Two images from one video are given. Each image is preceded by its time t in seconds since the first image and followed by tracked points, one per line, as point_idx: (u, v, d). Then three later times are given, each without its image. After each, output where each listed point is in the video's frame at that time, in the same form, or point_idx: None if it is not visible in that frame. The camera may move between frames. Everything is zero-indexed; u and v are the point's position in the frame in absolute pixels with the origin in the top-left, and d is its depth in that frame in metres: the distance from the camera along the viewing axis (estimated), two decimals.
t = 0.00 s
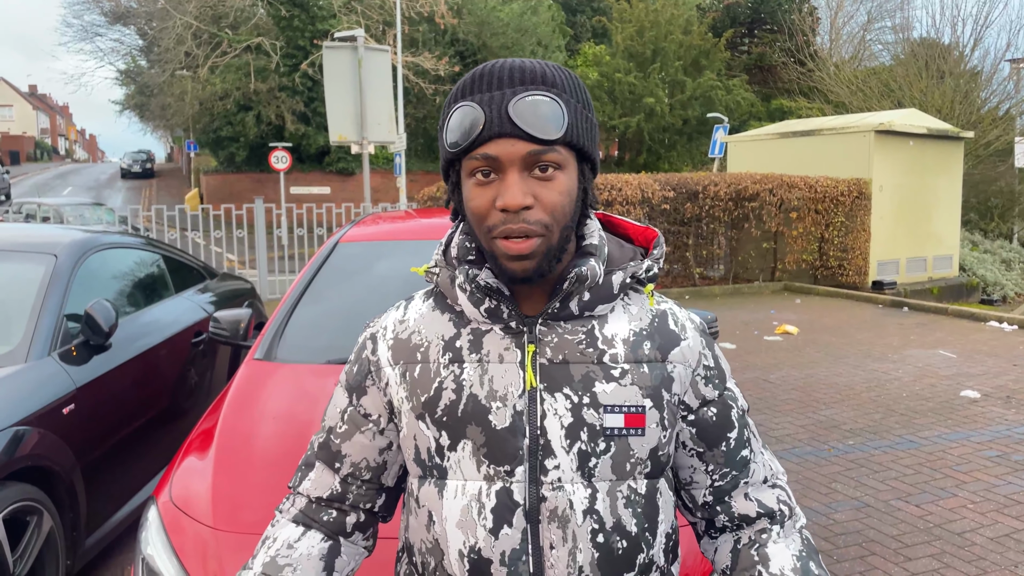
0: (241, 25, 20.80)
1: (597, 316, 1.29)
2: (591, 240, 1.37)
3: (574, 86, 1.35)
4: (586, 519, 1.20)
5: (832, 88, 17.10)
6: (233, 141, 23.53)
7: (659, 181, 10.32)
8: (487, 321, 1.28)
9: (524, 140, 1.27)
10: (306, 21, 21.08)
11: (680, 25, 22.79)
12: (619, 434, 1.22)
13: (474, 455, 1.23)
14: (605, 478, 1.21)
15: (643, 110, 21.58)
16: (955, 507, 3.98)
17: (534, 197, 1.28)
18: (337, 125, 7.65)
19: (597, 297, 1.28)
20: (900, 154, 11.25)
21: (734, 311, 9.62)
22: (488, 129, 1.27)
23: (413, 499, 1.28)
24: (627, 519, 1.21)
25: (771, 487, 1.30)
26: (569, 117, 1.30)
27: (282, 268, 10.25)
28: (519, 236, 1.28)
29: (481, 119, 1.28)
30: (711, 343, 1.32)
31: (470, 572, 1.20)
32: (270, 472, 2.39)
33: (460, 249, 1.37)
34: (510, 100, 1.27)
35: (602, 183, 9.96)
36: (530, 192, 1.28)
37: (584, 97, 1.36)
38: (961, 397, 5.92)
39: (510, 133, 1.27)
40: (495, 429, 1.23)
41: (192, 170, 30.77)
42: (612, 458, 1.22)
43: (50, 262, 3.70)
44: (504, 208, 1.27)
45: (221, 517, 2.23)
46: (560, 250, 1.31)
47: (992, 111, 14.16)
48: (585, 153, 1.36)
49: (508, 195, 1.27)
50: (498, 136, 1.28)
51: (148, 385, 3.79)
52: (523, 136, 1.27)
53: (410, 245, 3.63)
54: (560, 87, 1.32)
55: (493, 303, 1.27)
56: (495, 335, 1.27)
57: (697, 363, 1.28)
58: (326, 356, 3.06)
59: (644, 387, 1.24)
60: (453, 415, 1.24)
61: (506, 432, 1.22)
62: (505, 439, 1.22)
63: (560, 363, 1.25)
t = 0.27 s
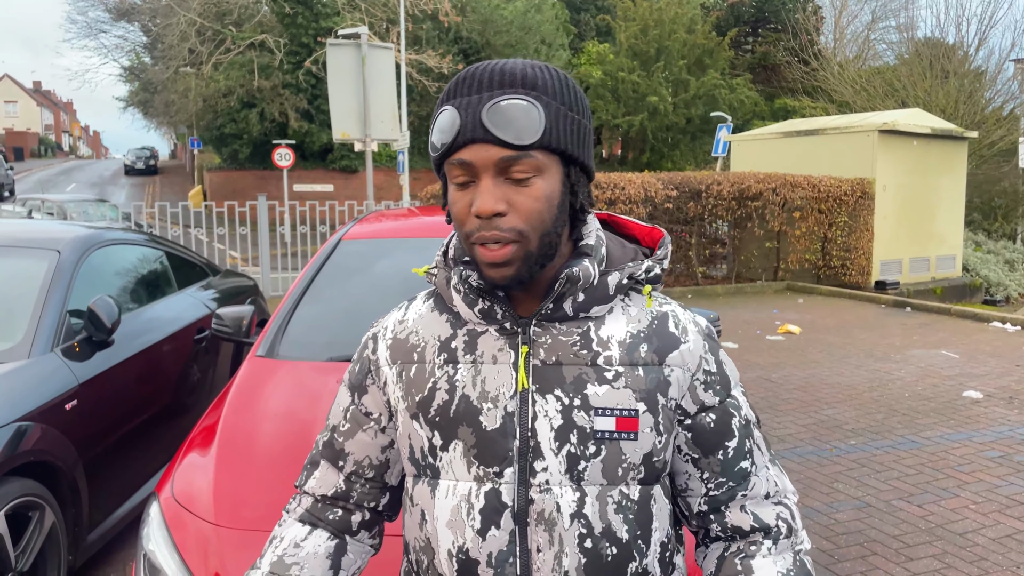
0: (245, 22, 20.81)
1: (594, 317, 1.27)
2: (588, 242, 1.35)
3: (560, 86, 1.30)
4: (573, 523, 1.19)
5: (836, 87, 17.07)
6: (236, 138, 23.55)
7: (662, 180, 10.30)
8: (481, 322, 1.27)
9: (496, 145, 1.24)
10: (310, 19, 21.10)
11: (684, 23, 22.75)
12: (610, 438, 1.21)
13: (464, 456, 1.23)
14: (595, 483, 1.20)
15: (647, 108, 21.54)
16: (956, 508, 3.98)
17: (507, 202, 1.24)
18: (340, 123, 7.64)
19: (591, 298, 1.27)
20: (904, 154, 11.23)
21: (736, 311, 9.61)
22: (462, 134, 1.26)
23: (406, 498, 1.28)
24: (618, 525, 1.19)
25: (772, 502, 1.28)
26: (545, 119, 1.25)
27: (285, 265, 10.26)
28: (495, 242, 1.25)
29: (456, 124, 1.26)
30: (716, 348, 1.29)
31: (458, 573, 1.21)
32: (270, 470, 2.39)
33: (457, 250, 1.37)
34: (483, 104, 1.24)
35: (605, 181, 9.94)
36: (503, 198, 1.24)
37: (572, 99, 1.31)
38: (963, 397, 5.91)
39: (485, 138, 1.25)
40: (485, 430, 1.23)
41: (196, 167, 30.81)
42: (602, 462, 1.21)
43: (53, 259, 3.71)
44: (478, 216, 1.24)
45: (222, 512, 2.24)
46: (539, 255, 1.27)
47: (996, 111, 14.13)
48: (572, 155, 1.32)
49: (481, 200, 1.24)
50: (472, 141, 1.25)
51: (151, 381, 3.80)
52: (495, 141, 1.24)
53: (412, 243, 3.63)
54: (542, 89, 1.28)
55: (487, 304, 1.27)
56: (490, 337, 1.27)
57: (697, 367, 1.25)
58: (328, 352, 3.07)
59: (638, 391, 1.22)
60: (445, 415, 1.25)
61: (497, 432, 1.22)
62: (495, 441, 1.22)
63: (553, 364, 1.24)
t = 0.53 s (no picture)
0: (250, 20, 20.85)
1: (604, 329, 1.18)
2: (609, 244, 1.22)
3: (521, 88, 1.19)
4: (547, 540, 1.15)
5: (840, 88, 17.04)
6: (240, 136, 23.59)
7: (665, 180, 10.26)
8: (507, 321, 1.29)
9: (449, 152, 1.26)
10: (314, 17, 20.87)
11: (689, 24, 22.73)
12: (590, 459, 1.13)
13: (472, 450, 1.27)
14: (576, 503, 1.14)
15: (651, 109, 21.51)
16: (958, 510, 3.97)
17: (455, 207, 1.26)
18: (344, 122, 7.65)
19: (588, 308, 1.17)
20: (908, 157, 11.21)
21: (739, 312, 9.61)
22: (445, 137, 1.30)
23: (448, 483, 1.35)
24: (594, 552, 1.12)
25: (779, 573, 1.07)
26: (480, 130, 1.21)
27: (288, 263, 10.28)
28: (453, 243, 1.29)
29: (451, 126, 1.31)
30: (745, 381, 1.08)
31: (463, 560, 1.26)
32: (268, 470, 2.39)
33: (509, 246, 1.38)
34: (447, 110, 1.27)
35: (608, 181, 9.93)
36: (453, 203, 1.26)
37: (568, 105, 1.17)
38: (966, 400, 5.90)
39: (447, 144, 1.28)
40: (488, 429, 1.24)
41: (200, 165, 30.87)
42: (583, 484, 1.13)
43: (57, 256, 3.72)
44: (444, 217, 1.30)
45: (223, 510, 2.25)
46: (490, 263, 1.24)
47: (1001, 113, 14.08)
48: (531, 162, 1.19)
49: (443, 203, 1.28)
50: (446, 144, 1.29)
51: (153, 379, 3.81)
52: (447, 148, 1.26)
53: (413, 243, 3.64)
54: (522, 97, 1.19)
55: (503, 304, 1.28)
56: (510, 337, 1.28)
57: (704, 399, 1.08)
58: (332, 350, 3.06)
59: (626, 414, 1.11)
60: (466, 408, 1.29)
61: (498, 433, 1.22)
62: (495, 442, 1.22)
63: (553, 372, 1.18)
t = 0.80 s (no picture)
0: (255, 19, 20.89)
1: (644, 351, 1.14)
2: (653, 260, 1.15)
3: (522, 122, 1.18)
4: (577, 556, 1.17)
5: (845, 89, 17.01)
6: (244, 135, 23.63)
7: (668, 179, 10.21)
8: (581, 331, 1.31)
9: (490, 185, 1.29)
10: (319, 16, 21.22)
11: (694, 23, 22.69)
12: (615, 485, 1.12)
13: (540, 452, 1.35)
14: (605, 526, 1.14)
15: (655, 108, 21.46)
16: (962, 512, 3.96)
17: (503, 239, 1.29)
18: (349, 122, 7.67)
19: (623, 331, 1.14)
20: (913, 157, 11.16)
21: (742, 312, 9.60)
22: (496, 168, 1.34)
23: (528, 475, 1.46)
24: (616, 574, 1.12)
25: None
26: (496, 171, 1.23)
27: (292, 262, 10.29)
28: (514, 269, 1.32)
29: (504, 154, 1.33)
30: (776, 432, 0.97)
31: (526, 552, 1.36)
32: (272, 468, 2.39)
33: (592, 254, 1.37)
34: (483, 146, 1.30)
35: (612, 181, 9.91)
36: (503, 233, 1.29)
37: (556, 133, 1.14)
38: (971, 401, 5.88)
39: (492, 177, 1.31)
40: (549, 437, 1.30)
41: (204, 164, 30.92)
42: (610, 507, 1.13)
43: (62, 255, 3.72)
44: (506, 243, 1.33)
45: (227, 508, 2.25)
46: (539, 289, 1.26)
47: (1007, 113, 14.01)
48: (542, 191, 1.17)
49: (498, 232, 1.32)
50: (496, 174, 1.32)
51: (157, 377, 3.81)
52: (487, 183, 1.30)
53: (415, 243, 3.64)
54: (525, 130, 1.18)
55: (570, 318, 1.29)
56: (581, 346, 1.32)
57: (726, 442, 1.00)
58: (335, 350, 3.06)
59: (647, 445, 1.08)
60: (543, 412, 1.36)
61: (555, 441, 1.28)
62: (553, 450, 1.28)
63: (596, 391, 1.17)
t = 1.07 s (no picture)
0: (258, 19, 20.94)
1: (683, 349, 1.16)
2: (696, 259, 1.17)
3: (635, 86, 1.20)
4: (607, 548, 1.20)
5: (850, 89, 16.99)
6: (248, 135, 23.69)
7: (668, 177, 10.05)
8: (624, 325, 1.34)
9: (557, 167, 1.23)
10: (324, 16, 20.94)
11: (697, 23, 22.65)
12: (646, 481, 1.14)
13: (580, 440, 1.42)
14: (634, 522, 1.17)
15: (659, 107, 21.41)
16: (966, 512, 3.95)
17: (573, 225, 1.22)
18: (352, 121, 7.68)
19: (665, 329, 1.17)
20: (917, 156, 11.13)
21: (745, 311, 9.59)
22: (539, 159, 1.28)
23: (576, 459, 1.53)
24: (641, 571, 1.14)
25: None
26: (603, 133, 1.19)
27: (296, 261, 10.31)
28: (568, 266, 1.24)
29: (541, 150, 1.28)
30: (819, 438, 0.97)
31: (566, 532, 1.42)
32: (276, 467, 2.39)
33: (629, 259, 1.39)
34: (545, 128, 1.25)
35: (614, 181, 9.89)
36: (569, 221, 1.23)
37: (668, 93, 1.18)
38: (975, 401, 5.87)
39: (551, 163, 1.25)
40: (587, 429, 1.36)
41: (208, 163, 31.01)
42: (641, 502, 1.15)
43: (66, 253, 3.73)
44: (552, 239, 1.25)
45: (230, 506, 2.25)
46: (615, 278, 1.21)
47: (1013, 113, 13.89)
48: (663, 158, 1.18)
49: (554, 223, 1.24)
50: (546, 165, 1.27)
51: (161, 375, 3.82)
52: (554, 164, 1.24)
53: (415, 243, 3.64)
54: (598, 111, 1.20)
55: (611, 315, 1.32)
56: (625, 340, 1.38)
57: (762, 446, 1.01)
58: (338, 349, 3.07)
59: (680, 445, 1.09)
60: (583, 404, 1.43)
61: (594, 433, 1.33)
62: (591, 442, 1.34)
63: (636, 387, 1.21)
